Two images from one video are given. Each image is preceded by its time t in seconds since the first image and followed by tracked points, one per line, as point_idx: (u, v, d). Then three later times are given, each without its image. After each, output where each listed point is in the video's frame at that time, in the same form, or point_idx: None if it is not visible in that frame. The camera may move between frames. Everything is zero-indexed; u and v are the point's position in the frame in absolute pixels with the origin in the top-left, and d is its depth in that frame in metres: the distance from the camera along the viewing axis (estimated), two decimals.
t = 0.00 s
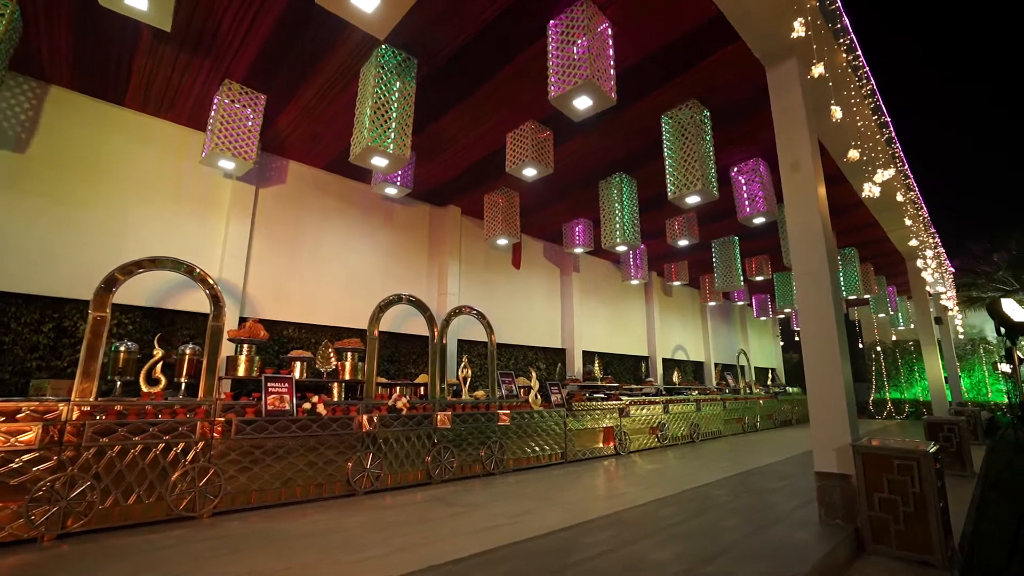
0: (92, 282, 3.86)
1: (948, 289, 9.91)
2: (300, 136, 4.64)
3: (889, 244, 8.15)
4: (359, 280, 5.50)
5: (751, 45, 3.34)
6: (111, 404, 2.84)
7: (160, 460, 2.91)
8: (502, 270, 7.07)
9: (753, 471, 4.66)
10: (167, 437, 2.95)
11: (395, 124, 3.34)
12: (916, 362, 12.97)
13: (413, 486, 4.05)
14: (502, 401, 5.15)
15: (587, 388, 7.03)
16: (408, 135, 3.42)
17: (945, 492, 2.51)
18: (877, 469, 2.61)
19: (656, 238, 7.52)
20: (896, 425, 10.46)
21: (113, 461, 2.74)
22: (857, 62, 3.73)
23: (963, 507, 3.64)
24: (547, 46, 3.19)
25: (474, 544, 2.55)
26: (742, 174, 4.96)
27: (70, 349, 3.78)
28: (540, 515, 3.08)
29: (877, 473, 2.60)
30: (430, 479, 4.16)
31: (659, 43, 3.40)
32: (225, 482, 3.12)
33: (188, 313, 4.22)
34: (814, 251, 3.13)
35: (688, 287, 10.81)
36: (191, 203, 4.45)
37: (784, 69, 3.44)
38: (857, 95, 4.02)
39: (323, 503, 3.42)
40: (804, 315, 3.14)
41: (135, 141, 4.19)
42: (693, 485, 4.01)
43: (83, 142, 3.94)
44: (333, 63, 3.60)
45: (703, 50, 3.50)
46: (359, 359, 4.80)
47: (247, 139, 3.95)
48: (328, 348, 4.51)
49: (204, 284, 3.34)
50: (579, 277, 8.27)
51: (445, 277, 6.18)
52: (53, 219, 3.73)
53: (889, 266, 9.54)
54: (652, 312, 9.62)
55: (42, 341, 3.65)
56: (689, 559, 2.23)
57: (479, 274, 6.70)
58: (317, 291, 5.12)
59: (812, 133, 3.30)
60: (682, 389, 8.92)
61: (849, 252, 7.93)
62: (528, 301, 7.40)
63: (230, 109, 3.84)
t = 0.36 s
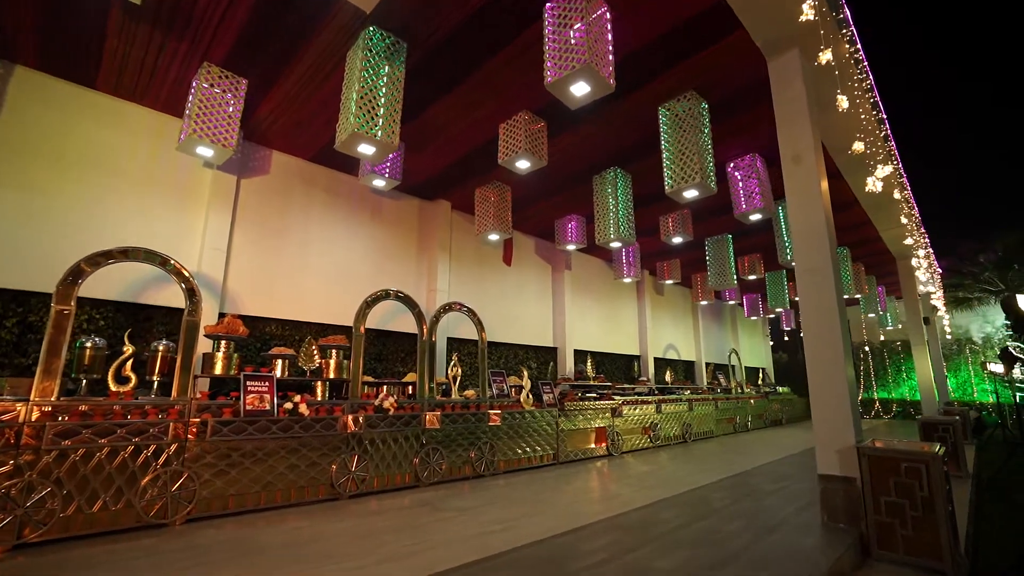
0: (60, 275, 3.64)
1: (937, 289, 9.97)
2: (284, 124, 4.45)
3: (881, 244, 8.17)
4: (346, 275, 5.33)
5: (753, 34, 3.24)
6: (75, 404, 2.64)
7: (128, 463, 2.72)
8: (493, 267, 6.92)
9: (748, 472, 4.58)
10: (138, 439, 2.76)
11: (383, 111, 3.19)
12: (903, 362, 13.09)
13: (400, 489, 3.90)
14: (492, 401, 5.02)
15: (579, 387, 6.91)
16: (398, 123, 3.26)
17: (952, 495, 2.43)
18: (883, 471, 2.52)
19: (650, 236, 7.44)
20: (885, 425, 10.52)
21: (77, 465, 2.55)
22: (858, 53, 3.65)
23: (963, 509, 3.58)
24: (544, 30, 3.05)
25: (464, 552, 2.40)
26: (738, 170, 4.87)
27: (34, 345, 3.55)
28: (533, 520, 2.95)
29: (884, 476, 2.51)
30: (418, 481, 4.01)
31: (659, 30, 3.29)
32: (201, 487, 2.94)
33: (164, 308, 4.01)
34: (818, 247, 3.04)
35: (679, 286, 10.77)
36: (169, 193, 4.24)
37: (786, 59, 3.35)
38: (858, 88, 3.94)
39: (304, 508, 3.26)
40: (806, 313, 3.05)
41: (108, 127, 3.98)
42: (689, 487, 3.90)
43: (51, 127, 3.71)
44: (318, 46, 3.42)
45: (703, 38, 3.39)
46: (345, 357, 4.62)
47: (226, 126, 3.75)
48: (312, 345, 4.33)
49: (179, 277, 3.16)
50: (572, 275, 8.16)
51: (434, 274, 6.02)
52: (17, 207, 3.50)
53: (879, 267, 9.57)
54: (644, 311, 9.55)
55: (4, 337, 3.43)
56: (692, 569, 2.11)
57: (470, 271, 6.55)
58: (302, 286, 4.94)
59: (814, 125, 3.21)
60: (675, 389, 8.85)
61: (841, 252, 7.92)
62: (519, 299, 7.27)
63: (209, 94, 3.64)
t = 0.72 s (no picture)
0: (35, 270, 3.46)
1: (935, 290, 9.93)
2: (274, 115, 4.29)
3: (880, 244, 8.11)
4: (338, 272, 5.17)
5: (762, 24, 3.12)
6: (46, 407, 2.47)
7: (103, 470, 2.56)
8: (489, 265, 6.78)
9: (751, 476, 4.47)
10: (114, 444, 2.60)
11: (377, 98, 3.04)
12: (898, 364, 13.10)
13: (393, 494, 3.75)
14: (489, 402, 4.88)
15: (576, 388, 6.79)
16: (392, 112, 3.11)
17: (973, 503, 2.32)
18: (900, 478, 2.40)
19: (648, 235, 7.33)
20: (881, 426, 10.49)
21: (47, 473, 2.38)
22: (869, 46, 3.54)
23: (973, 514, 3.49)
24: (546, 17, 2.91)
25: (461, 565, 2.26)
26: (741, 166, 4.76)
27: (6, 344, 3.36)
28: (533, 529, 2.81)
29: (901, 483, 2.40)
30: (412, 486, 3.87)
31: (665, 19, 3.16)
32: (182, 494, 2.78)
33: (147, 305, 3.84)
34: (830, 246, 2.93)
35: (676, 286, 10.68)
36: (152, 185, 4.07)
37: (795, 51, 3.23)
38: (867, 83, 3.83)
39: (292, 516, 3.10)
40: (816, 313, 2.94)
41: (88, 116, 3.80)
42: (692, 493, 3.79)
43: (27, 114, 3.53)
44: (309, 31, 3.26)
45: (710, 28, 3.26)
46: (336, 357, 4.46)
47: (213, 115, 3.58)
48: (302, 345, 4.17)
49: (160, 273, 2.99)
50: (569, 274, 8.04)
51: (430, 271, 5.86)
52: None
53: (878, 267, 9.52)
54: (641, 311, 9.46)
55: None
56: None
57: (465, 269, 6.41)
58: (292, 284, 4.77)
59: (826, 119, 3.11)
60: (672, 390, 8.75)
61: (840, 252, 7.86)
62: (515, 298, 7.13)
63: (194, 82, 3.47)
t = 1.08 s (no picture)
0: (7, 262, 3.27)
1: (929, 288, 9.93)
2: (263, 104, 4.12)
3: (877, 241, 8.07)
4: (330, 267, 5.01)
5: (772, 10, 3.01)
6: (15, 408, 2.29)
7: (77, 475, 2.38)
8: (484, 260, 6.65)
9: (753, 476, 4.40)
10: (89, 447, 2.43)
11: (371, 83, 2.89)
12: (891, 362, 13.16)
13: (387, 496, 3.62)
14: (486, 401, 4.76)
15: (573, 386, 6.69)
16: (388, 97, 2.97)
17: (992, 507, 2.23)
18: (917, 481, 2.30)
19: (646, 230, 7.22)
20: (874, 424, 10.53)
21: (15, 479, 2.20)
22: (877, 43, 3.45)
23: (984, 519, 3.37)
24: None
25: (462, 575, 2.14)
26: (744, 160, 4.67)
27: None
28: (535, 534, 2.70)
29: (917, 486, 2.29)
30: (407, 488, 3.74)
31: (672, 3, 3.03)
32: (163, 497, 2.62)
33: (127, 299, 3.66)
34: (842, 241, 2.83)
35: (672, 283, 10.62)
36: (134, 174, 3.88)
37: (805, 40, 3.13)
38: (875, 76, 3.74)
39: (281, 521, 2.96)
40: (827, 311, 2.85)
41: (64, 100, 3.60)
42: (695, 494, 3.69)
43: None
44: (299, 12, 3.10)
45: (718, 14, 3.14)
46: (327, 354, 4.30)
47: (197, 100, 3.40)
48: (292, 342, 4.00)
49: (141, 266, 2.83)
50: (565, 270, 7.93)
51: (425, 267, 5.70)
52: None
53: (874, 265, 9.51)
54: (637, 308, 9.38)
55: None
56: None
57: (461, 264, 6.26)
58: (282, 278, 4.61)
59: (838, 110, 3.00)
60: (669, 388, 8.69)
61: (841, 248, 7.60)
62: (511, 294, 7.01)
63: (177, 65, 3.30)
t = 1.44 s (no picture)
0: None
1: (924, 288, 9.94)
2: (251, 93, 3.95)
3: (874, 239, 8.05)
4: (322, 263, 4.85)
5: None
6: None
7: (48, 485, 2.21)
8: (480, 257, 6.52)
9: (755, 478, 4.32)
10: (63, 455, 2.26)
11: (366, 69, 2.74)
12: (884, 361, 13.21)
13: (381, 502, 3.49)
14: (482, 401, 4.63)
15: (571, 386, 6.58)
16: (383, 85, 2.82)
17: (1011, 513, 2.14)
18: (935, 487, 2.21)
19: (644, 228, 7.13)
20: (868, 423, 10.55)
21: None
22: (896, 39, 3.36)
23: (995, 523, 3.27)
24: None
25: None
26: (746, 156, 4.58)
27: None
28: (536, 543, 2.58)
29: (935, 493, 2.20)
30: (401, 493, 3.61)
31: None
32: (143, 507, 2.46)
33: (107, 296, 3.48)
34: (854, 239, 2.74)
35: (668, 281, 10.56)
36: (114, 165, 3.69)
37: (816, 31, 3.03)
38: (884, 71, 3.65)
39: (270, 530, 2.81)
40: (839, 312, 2.76)
41: (39, 86, 3.41)
42: (699, 497, 3.60)
43: None
44: None
45: (727, 3, 3.03)
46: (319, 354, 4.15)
47: (181, 86, 3.23)
48: (282, 342, 3.84)
49: (120, 261, 2.67)
50: (561, 267, 7.82)
51: (419, 264, 5.55)
52: None
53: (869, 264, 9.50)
54: (633, 307, 9.30)
55: None
56: None
57: (456, 262, 6.12)
58: (271, 275, 4.44)
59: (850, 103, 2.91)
60: (666, 387, 8.61)
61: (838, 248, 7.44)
62: (507, 292, 6.88)
63: (162, 48, 3.14)
